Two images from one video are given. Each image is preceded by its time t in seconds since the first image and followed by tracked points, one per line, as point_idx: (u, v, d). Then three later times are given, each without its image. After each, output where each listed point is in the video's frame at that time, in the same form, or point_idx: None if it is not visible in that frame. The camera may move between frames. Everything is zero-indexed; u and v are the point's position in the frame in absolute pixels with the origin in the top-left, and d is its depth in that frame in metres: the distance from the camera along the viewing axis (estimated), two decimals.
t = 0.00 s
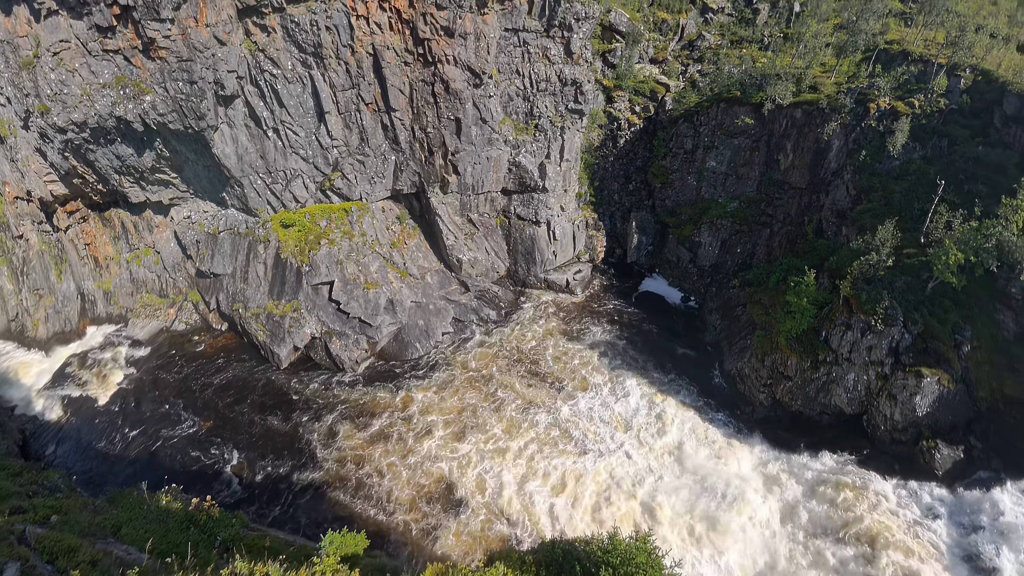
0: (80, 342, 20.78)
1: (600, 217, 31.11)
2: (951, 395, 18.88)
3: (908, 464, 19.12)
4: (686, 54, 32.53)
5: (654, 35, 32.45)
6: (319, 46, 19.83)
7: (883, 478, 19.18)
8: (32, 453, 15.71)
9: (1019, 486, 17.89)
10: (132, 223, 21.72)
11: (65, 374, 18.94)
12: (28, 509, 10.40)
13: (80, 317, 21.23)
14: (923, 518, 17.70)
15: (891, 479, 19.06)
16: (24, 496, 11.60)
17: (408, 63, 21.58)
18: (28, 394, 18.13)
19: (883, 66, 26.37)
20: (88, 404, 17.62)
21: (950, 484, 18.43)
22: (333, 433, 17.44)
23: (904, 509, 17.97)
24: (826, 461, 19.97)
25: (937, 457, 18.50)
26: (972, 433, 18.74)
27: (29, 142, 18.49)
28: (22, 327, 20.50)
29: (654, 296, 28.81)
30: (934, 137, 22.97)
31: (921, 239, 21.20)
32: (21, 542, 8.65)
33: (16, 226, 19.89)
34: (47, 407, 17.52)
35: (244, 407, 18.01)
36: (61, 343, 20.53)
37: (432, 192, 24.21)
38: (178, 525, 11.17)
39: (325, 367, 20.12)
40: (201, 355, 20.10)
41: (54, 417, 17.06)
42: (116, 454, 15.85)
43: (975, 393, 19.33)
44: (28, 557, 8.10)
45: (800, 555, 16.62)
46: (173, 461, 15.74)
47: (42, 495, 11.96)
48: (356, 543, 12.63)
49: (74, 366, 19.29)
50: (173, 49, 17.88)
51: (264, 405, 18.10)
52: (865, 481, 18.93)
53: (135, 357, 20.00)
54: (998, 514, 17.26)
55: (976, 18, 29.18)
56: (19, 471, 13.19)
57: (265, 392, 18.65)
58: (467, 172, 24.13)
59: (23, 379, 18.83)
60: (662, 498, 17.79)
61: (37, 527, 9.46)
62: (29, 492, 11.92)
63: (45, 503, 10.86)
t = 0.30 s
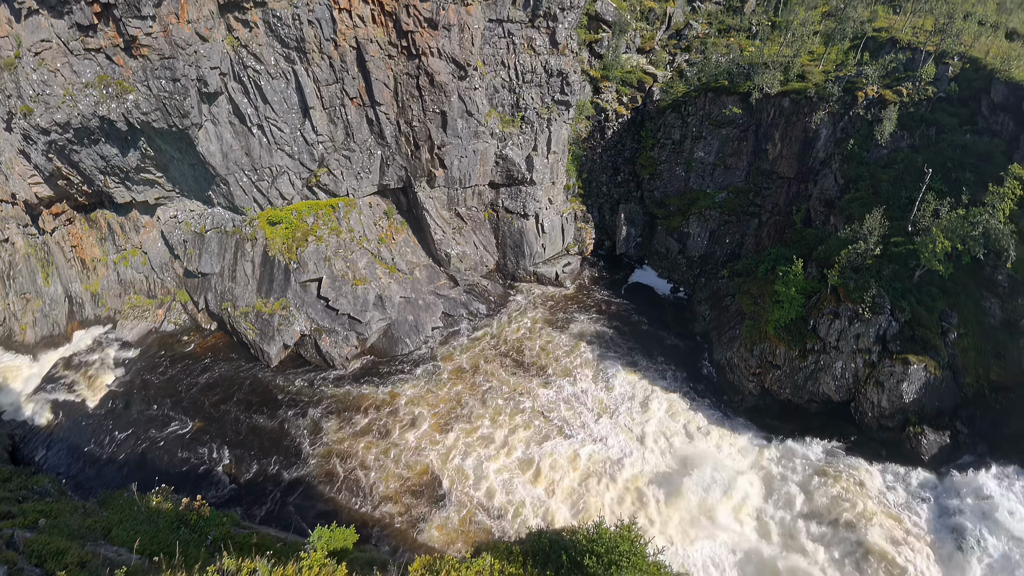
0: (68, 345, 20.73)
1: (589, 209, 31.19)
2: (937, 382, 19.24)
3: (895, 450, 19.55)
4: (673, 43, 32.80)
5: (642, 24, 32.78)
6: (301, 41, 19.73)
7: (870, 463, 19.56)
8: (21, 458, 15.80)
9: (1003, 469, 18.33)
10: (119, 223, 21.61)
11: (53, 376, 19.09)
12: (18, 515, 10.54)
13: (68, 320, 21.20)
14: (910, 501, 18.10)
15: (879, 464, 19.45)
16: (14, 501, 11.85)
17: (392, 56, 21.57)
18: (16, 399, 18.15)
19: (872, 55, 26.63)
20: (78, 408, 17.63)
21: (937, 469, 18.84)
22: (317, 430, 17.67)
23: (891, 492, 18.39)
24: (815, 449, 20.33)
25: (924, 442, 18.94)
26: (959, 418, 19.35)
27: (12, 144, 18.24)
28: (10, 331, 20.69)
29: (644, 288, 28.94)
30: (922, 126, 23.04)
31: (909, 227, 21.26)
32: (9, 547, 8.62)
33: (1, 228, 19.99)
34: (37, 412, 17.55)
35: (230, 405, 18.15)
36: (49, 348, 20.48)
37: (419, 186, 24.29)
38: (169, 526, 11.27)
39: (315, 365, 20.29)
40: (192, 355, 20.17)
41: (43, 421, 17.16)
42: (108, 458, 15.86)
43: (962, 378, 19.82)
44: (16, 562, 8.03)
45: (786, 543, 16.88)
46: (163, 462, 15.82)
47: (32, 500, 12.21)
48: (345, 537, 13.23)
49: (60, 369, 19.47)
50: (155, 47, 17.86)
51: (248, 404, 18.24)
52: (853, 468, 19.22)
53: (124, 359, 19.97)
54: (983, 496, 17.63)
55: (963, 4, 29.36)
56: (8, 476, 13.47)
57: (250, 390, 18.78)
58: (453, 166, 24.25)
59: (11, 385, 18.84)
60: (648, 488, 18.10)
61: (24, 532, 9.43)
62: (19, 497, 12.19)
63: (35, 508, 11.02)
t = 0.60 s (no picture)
0: (57, 349, 20.72)
1: (578, 200, 30.89)
2: (925, 366, 19.86)
3: (884, 435, 19.95)
4: (660, 32, 32.92)
5: (628, 14, 32.95)
6: (284, 35, 19.75)
7: (860, 448, 19.93)
8: (12, 464, 15.82)
9: (989, 453, 18.86)
10: (105, 224, 21.48)
11: (43, 381, 18.99)
12: (8, 519, 10.72)
13: (57, 324, 21.11)
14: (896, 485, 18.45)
15: (868, 449, 19.81)
16: (3, 505, 12.13)
17: (376, 49, 21.64)
18: (5, 405, 18.15)
19: (860, 42, 26.61)
20: (69, 411, 17.68)
21: (925, 453, 19.31)
22: (300, 425, 17.89)
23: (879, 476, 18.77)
24: (803, 435, 20.69)
25: (911, 427, 19.50)
26: (945, 403, 19.94)
27: None
28: None
29: (634, 279, 29.04)
30: (910, 113, 23.30)
31: (896, 215, 21.58)
32: None
33: None
34: (26, 417, 17.56)
35: (216, 403, 18.38)
36: (37, 352, 20.48)
37: (406, 180, 24.29)
38: (160, 527, 11.22)
39: (306, 361, 20.47)
40: (182, 354, 20.30)
41: (34, 426, 17.14)
42: (98, 461, 16.02)
43: (947, 363, 20.59)
44: (5, 563, 8.18)
45: (772, 530, 17.24)
46: (153, 463, 16.00)
47: (23, 503, 12.51)
48: (334, 531, 13.25)
49: (53, 374, 19.32)
50: (137, 44, 17.75)
51: (237, 401, 18.46)
52: (840, 452, 19.65)
53: (113, 361, 20.10)
54: (970, 479, 18.10)
55: None
56: None
57: (237, 388, 18.96)
58: (441, 160, 24.29)
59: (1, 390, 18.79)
60: (635, 476, 18.51)
61: (15, 536, 9.57)
62: (8, 501, 12.45)
63: (28, 512, 11.16)
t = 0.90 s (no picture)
0: (47, 353, 20.41)
1: (567, 192, 30.97)
2: (912, 354, 20.80)
3: (871, 420, 20.75)
4: (647, 21, 33.07)
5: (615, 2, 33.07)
6: (267, 29, 19.72)
7: (848, 434, 20.62)
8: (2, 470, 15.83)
9: (974, 435, 19.81)
10: (91, 226, 21.34)
11: (35, 385, 18.84)
12: None
13: (45, 328, 20.81)
14: (883, 470, 19.24)
15: (856, 434, 20.43)
16: None
17: (360, 42, 21.59)
18: None
19: (849, 29, 26.56)
20: (59, 414, 17.64)
21: (911, 436, 20.15)
22: (286, 421, 18.14)
23: (868, 462, 19.51)
24: (793, 421, 21.26)
25: (899, 412, 20.25)
26: (932, 388, 20.99)
27: None
28: None
29: (623, 271, 29.23)
30: (898, 101, 23.37)
31: (884, 203, 22.02)
32: None
33: None
34: (16, 422, 17.48)
35: (203, 403, 18.48)
36: (25, 358, 20.08)
37: (393, 175, 24.35)
38: (153, 526, 11.40)
39: (297, 358, 20.62)
40: (172, 355, 20.35)
41: (24, 431, 17.09)
42: (89, 463, 16.08)
43: (934, 350, 21.73)
44: None
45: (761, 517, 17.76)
46: (144, 464, 16.12)
47: (15, 507, 12.80)
48: (325, 523, 13.51)
49: (45, 378, 19.16)
50: (119, 42, 17.65)
51: (226, 399, 18.65)
52: (828, 438, 20.26)
53: (103, 364, 19.95)
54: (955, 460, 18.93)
55: None
56: None
57: (225, 386, 19.09)
58: (428, 153, 24.36)
59: None
60: (623, 466, 18.98)
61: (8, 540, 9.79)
62: None
63: (20, 516, 11.33)
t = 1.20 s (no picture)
0: (36, 358, 20.25)
1: (555, 184, 31.02)
2: (899, 341, 21.34)
3: (860, 407, 21.65)
4: (634, 11, 33.24)
5: None
6: (249, 25, 19.66)
7: (835, 420, 21.60)
8: None
9: (959, 420, 21.02)
10: (79, 228, 21.12)
11: (27, 392, 18.73)
12: None
13: (34, 332, 20.54)
14: (871, 455, 20.18)
15: (843, 421, 21.51)
16: None
17: (343, 37, 21.53)
18: None
19: (836, 17, 26.79)
20: (49, 419, 17.79)
21: (899, 423, 21.12)
22: (269, 417, 18.38)
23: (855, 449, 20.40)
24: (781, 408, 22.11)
25: (886, 398, 21.24)
26: (919, 374, 22.37)
27: None
28: None
29: (613, 262, 29.45)
30: (886, 90, 23.60)
31: (873, 192, 22.60)
32: None
33: None
34: (7, 430, 17.41)
35: (190, 403, 18.72)
36: (16, 363, 19.88)
37: (380, 170, 24.36)
38: (144, 525, 11.43)
39: (288, 357, 20.85)
40: (162, 356, 20.50)
41: (14, 438, 17.14)
42: (81, 466, 16.28)
43: (922, 337, 23.12)
44: None
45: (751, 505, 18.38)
46: (135, 465, 16.35)
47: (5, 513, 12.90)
48: (316, 519, 13.90)
49: (35, 385, 19.08)
50: (102, 42, 17.49)
51: (215, 399, 18.91)
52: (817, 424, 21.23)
53: (94, 367, 20.02)
54: (941, 444, 20.01)
55: None
56: None
57: (210, 386, 19.29)
58: (414, 147, 24.44)
59: None
60: (610, 456, 19.44)
61: None
62: None
63: (11, 521, 11.23)
